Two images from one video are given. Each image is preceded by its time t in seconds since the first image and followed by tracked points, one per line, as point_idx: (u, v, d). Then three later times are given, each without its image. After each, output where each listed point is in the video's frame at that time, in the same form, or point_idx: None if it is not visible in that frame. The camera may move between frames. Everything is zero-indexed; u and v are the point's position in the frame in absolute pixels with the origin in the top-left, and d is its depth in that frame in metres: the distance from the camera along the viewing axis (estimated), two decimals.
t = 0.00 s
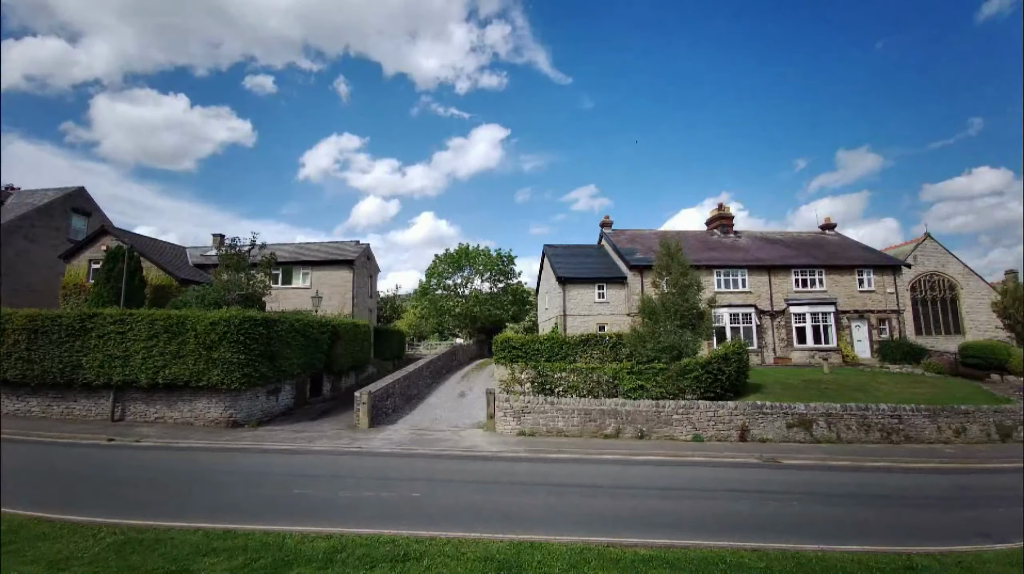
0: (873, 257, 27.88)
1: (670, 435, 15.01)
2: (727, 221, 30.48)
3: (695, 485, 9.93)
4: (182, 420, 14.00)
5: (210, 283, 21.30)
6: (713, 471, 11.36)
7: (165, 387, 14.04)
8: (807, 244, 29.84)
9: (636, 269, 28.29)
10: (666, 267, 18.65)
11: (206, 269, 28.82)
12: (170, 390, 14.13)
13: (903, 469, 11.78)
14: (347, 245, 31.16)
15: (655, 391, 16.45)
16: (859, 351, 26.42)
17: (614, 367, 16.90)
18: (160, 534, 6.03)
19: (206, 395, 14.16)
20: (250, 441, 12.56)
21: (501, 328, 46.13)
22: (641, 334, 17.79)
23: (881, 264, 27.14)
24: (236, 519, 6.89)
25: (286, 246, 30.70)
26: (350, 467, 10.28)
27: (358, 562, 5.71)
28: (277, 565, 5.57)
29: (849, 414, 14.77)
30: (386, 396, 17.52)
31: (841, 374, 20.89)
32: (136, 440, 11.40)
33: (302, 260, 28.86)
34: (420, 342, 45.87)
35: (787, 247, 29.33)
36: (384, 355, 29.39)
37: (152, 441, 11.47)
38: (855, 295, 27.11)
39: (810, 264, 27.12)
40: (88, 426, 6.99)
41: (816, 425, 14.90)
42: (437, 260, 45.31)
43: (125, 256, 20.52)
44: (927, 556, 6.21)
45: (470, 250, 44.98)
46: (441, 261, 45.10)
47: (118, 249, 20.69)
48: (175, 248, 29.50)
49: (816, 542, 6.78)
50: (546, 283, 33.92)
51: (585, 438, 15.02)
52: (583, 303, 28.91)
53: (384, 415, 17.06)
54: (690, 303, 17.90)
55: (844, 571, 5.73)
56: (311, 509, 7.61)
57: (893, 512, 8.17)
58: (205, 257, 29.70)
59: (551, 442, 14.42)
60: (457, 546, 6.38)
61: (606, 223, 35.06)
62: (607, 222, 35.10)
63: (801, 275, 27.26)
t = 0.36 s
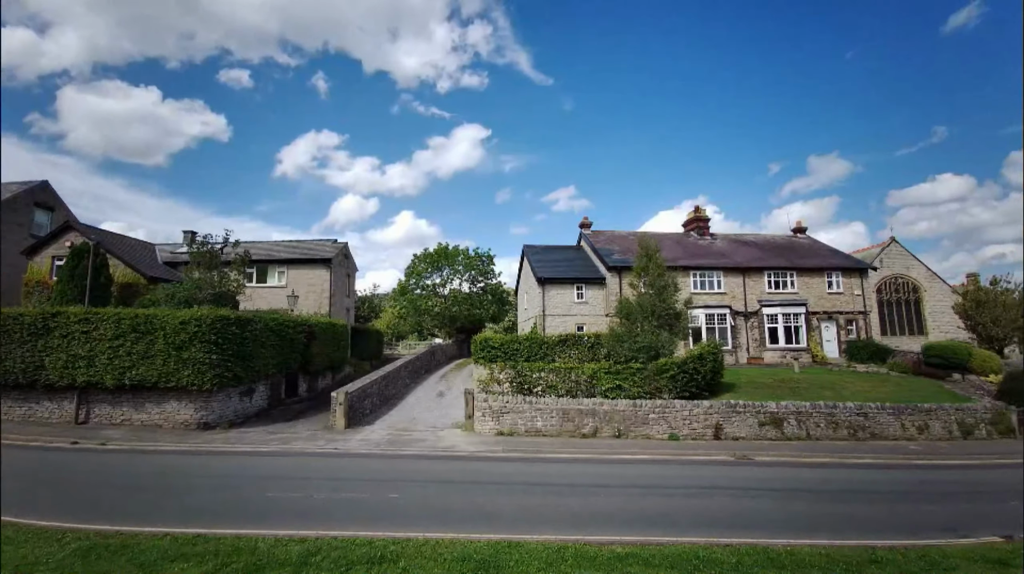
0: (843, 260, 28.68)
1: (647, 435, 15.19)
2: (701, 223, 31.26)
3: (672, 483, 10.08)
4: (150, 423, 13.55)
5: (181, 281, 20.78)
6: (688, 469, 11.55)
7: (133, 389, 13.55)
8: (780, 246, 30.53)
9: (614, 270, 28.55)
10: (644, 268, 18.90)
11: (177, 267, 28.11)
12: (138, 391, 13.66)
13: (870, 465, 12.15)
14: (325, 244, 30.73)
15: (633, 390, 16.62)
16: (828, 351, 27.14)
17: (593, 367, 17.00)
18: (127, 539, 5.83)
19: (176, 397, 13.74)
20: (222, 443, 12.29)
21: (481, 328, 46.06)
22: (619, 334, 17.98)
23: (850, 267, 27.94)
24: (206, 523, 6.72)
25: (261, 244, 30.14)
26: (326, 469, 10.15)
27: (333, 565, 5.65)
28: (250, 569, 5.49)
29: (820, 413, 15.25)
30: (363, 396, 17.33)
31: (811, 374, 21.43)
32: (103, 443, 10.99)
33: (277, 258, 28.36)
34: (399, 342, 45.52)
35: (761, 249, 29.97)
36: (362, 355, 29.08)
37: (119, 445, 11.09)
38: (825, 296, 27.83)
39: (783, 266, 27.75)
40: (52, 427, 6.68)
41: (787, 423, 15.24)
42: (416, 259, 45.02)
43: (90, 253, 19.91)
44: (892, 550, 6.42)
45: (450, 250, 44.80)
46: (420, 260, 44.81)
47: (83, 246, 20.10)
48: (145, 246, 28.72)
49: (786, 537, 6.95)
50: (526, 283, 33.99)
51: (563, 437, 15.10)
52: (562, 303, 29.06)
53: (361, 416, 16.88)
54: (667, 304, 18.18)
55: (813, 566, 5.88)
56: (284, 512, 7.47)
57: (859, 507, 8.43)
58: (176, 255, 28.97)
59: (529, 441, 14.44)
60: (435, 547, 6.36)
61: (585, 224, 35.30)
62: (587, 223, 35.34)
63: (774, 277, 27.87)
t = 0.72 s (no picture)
0: (812, 263, 29.49)
1: (622, 434, 15.36)
2: (677, 225, 31.76)
3: (646, 481, 10.23)
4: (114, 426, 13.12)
5: (148, 280, 20.22)
6: (662, 467, 11.72)
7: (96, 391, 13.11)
8: (752, 249, 31.22)
9: (591, 271, 28.78)
10: (621, 270, 19.14)
11: (144, 265, 27.30)
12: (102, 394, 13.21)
13: (837, 462, 12.52)
14: (300, 242, 30.22)
15: (608, 390, 16.78)
16: (797, 351, 27.84)
17: (569, 367, 17.09)
18: (87, 545, 5.63)
19: (142, 399, 13.34)
20: (191, 446, 11.97)
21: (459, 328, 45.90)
22: (595, 334, 18.14)
23: (818, 269, 28.74)
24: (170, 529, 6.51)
25: (233, 242, 29.48)
26: (298, 472, 9.99)
27: (304, 569, 5.57)
28: None
29: (786, 411, 15.65)
30: (338, 397, 17.10)
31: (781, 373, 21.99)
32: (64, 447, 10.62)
33: (250, 256, 27.79)
34: (375, 342, 45.05)
35: (734, 251, 30.60)
36: (337, 355, 28.69)
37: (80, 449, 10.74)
38: (795, 298, 28.57)
39: (755, 269, 28.37)
40: (8, 429, 6.40)
41: (757, 421, 15.59)
42: (393, 259, 44.67)
43: (51, 249, 19.22)
44: (856, 544, 6.63)
45: (427, 250, 44.57)
46: (397, 260, 44.47)
47: (44, 243, 19.42)
48: (111, 243, 27.82)
49: (755, 533, 7.13)
50: (504, 284, 34.02)
51: (539, 437, 15.15)
52: (540, 303, 29.17)
53: (336, 416, 16.67)
54: (643, 305, 18.45)
55: (781, 560, 6.04)
56: (254, 516, 7.31)
57: (825, 501, 8.69)
58: (144, 252, 28.15)
59: (506, 441, 14.46)
60: (409, 548, 6.32)
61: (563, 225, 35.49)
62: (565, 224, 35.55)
63: (746, 279, 28.48)
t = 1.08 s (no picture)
0: (777, 266, 30.34)
1: (594, 433, 15.51)
2: (648, 228, 32.24)
3: (616, 479, 10.37)
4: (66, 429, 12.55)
5: (105, 277, 19.43)
6: (632, 465, 11.88)
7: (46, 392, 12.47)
8: (721, 252, 31.92)
9: (565, 271, 28.96)
10: (593, 271, 19.33)
11: (102, 261, 26.23)
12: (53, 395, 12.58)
13: (799, 458, 12.93)
14: (268, 239, 29.53)
15: (580, 390, 16.91)
16: (763, 351, 28.59)
17: (542, 367, 17.15)
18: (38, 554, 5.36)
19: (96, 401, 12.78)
20: (150, 450, 11.56)
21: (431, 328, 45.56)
22: (568, 335, 18.26)
23: (783, 272, 29.59)
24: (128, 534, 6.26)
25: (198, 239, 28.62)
26: (265, 475, 9.75)
27: None
28: None
29: (753, 410, 16.05)
30: (307, 398, 16.77)
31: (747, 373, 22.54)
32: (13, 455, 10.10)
33: (216, 254, 27.01)
34: (346, 342, 44.35)
35: (704, 254, 31.23)
36: (307, 355, 28.16)
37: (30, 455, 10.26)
38: (761, 300, 29.34)
39: (724, 271, 29.01)
40: None
41: (724, 419, 15.95)
42: (365, 257, 44.09)
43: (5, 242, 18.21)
44: (816, 537, 6.85)
45: (400, 249, 44.14)
46: (369, 259, 43.91)
47: None
48: (67, 238, 26.67)
49: (722, 528, 7.29)
50: (477, 284, 33.94)
51: (512, 437, 15.17)
52: (514, 304, 29.22)
53: (304, 418, 16.35)
54: (615, 306, 18.69)
55: (746, 554, 6.19)
56: (217, 522, 7.09)
57: (788, 497, 8.95)
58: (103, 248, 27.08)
59: (479, 442, 14.42)
60: (378, 551, 6.25)
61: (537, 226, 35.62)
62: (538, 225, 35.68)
63: (715, 281, 29.11)
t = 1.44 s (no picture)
0: (741, 268, 31.17)
1: (564, 433, 15.61)
2: (618, 230, 32.69)
3: (585, 478, 10.47)
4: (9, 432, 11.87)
5: (54, 272, 18.48)
6: (602, 464, 12.01)
7: None
8: (688, 254, 32.60)
9: (536, 272, 29.07)
10: (564, 272, 19.46)
11: (53, 257, 25.01)
12: None
13: (761, 455, 13.31)
14: (232, 235, 28.68)
15: (550, 390, 17.00)
16: (728, 351, 29.31)
17: (512, 367, 17.16)
18: None
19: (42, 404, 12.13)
20: (103, 455, 11.06)
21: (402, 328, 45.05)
22: (539, 335, 18.32)
23: (747, 274, 30.42)
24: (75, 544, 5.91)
25: (158, 234, 27.60)
26: (227, 480, 9.45)
27: None
28: None
29: (717, 408, 16.43)
30: (272, 399, 16.36)
31: (713, 372, 23.06)
32: None
33: (175, 250, 26.08)
34: (315, 342, 43.48)
35: (672, 256, 31.82)
36: (272, 355, 27.49)
37: None
38: (726, 301, 30.10)
39: (691, 273, 29.63)
40: None
41: (690, 418, 16.29)
42: (334, 256, 43.34)
43: None
44: (776, 530, 7.06)
45: (370, 247, 43.54)
46: (338, 257, 43.19)
47: None
48: (14, 232, 25.35)
49: (687, 524, 7.45)
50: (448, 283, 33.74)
51: (482, 437, 15.13)
52: (485, 304, 29.17)
53: (269, 420, 15.94)
54: (585, 306, 18.87)
55: (708, 548, 6.35)
56: (175, 528, 6.83)
57: (751, 492, 9.20)
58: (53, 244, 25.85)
59: (449, 442, 14.32)
60: (343, 556, 6.12)
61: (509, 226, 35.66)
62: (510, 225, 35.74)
63: (683, 283, 29.71)
